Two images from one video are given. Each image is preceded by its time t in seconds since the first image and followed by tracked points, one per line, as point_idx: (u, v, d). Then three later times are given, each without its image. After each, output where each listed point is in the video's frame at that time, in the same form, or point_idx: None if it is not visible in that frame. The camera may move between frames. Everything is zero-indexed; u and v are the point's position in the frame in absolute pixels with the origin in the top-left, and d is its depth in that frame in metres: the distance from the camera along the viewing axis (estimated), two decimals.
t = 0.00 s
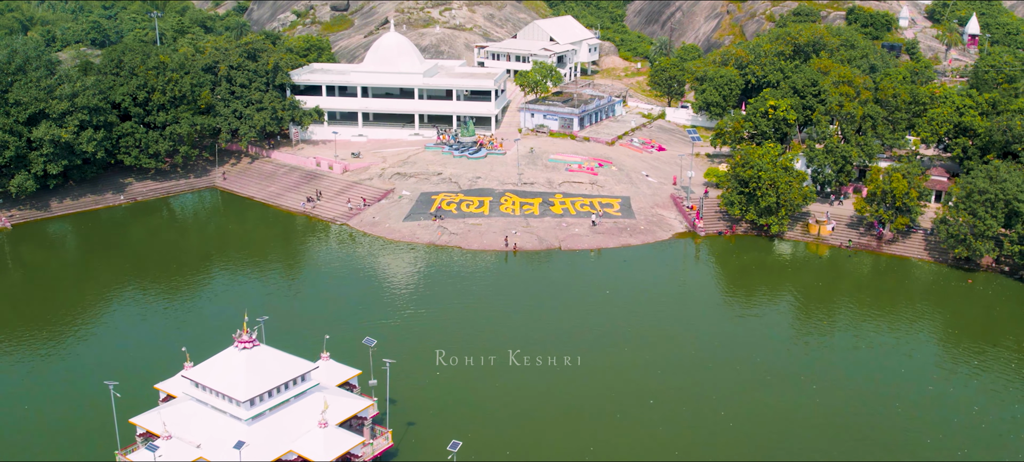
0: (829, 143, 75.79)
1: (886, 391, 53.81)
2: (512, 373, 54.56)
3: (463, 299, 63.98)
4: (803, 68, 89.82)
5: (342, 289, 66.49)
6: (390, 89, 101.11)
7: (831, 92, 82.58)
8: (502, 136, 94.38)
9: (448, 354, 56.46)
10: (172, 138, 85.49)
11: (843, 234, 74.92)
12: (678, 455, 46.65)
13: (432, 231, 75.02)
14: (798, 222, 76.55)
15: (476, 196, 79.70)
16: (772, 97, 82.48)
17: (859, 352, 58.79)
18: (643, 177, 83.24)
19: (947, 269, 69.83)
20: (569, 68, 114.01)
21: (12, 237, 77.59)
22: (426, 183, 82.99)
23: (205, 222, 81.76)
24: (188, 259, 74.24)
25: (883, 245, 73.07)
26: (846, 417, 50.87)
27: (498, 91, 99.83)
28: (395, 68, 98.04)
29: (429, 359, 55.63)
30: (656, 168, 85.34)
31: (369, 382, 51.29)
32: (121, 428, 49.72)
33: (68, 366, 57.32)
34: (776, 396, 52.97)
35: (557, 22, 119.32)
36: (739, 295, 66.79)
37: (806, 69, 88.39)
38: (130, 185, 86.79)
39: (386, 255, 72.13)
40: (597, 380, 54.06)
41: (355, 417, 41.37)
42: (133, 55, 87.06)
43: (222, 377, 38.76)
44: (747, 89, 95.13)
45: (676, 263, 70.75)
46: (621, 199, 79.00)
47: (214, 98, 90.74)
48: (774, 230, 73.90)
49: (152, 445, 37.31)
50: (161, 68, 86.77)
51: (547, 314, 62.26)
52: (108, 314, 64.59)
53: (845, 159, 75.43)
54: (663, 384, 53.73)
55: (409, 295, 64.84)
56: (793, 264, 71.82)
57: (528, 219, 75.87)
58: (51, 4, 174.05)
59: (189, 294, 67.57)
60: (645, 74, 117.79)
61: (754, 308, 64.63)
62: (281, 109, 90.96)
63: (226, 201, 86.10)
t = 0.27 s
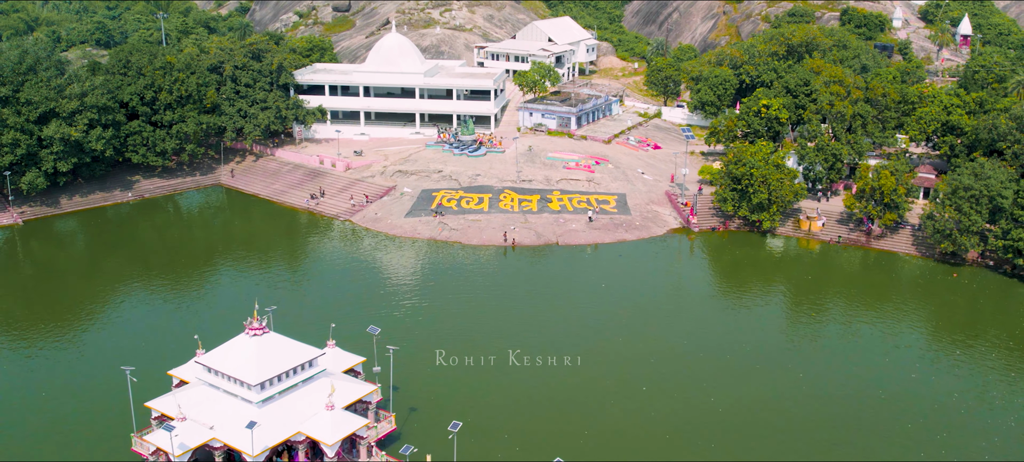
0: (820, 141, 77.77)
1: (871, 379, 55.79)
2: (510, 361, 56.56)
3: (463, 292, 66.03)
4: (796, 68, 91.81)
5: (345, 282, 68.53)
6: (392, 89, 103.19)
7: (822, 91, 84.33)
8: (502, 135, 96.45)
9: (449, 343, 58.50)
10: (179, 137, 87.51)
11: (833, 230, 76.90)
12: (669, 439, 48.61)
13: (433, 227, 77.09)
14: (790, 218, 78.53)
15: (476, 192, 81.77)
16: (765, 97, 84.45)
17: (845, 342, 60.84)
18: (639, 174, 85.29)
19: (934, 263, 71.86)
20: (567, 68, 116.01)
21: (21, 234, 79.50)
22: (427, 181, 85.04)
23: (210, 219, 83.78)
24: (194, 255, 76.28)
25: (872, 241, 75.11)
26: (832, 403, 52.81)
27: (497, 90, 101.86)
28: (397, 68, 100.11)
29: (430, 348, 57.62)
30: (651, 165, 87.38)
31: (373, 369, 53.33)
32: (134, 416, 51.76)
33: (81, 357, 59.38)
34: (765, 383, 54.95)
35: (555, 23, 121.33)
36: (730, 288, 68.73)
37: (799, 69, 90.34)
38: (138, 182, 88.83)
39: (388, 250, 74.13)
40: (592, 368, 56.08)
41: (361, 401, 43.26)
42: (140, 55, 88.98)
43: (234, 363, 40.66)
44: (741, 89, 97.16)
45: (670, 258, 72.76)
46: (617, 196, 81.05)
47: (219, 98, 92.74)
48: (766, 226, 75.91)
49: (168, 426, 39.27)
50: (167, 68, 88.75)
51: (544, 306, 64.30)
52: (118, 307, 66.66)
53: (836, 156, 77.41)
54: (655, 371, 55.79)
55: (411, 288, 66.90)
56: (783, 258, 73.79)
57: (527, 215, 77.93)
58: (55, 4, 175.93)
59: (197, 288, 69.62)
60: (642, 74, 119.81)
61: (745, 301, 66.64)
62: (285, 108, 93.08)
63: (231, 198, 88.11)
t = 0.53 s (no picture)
0: (811, 139, 79.72)
1: (857, 368, 57.74)
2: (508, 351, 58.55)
3: (463, 285, 68.06)
4: (789, 68, 93.80)
5: (349, 276, 70.53)
6: (393, 89, 105.24)
7: (814, 90, 85.99)
8: (501, 134, 98.54)
9: (449, 333, 60.50)
10: (185, 135, 89.56)
11: (824, 225, 78.93)
12: (661, 424, 50.54)
13: (434, 222, 79.18)
14: (781, 214, 80.55)
15: (475, 190, 83.84)
16: (758, 96, 86.41)
17: (832, 332, 62.88)
18: (635, 172, 87.36)
19: (921, 258, 73.85)
20: (565, 68, 118.01)
21: (30, 230, 81.39)
22: (428, 178, 87.12)
23: (216, 215, 85.79)
24: (200, 250, 78.25)
25: (861, 237, 77.13)
26: (818, 390, 54.79)
27: (497, 90, 103.90)
28: (398, 68, 102.20)
29: (431, 338, 59.58)
30: (647, 163, 89.47)
31: (377, 357, 55.33)
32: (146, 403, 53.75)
33: (93, 347, 61.35)
34: (754, 372, 56.86)
35: (554, 23, 123.37)
36: (722, 282, 70.70)
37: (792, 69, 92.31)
38: (145, 180, 90.86)
39: (390, 245, 76.13)
40: (587, 356, 58.08)
41: (365, 387, 45.18)
42: (147, 56, 90.91)
43: (244, 349, 42.59)
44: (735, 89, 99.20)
45: (665, 253, 74.73)
46: (614, 193, 83.11)
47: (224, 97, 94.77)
48: (758, 222, 77.91)
49: (182, 408, 41.24)
50: (174, 68, 90.79)
51: (541, 298, 66.31)
52: (128, 300, 68.69)
53: (826, 154, 79.39)
54: (648, 360, 57.83)
55: (412, 281, 68.94)
56: (775, 253, 75.77)
57: (525, 211, 79.99)
58: (59, 5, 177.91)
59: (204, 282, 71.60)
60: (639, 74, 121.82)
61: (737, 294, 68.64)
62: (288, 108, 95.35)
63: (237, 195, 90.15)
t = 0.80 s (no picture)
0: (803, 137, 81.72)
1: (843, 356, 59.75)
2: (506, 340, 60.60)
3: (463, 278, 70.11)
4: (782, 68, 95.83)
5: (352, 270, 72.55)
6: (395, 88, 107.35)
7: (806, 90, 87.70)
8: (500, 132, 100.67)
9: (449, 323, 62.55)
10: (191, 134, 91.60)
11: (815, 222, 80.97)
12: (652, 409, 52.59)
13: (434, 219, 81.27)
14: (773, 211, 82.59)
15: (475, 187, 85.96)
16: (751, 95, 88.41)
17: (821, 324, 64.92)
18: (631, 170, 89.47)
19: (909, 254, 75.85)
20: (564, 68, 120.08)
21: (39, 227, 83.21)
22: (429, 176, 89.23)
23: (221, 212, 87.79)
24: (206, 246, 80.22)
25: (851, 232, 79.16)
26: (805, 378, 56.81)
27: (496, 90, 106.01)
28: (399, 68, 104.31)
29: (431, 329, 61.60)
30: (643, 162, 91.59)
31: (380, 346, 57.43)
32: (158, 392, 55.81)
33: (105, 340, 63.38)
34: (744, 361, 58.90)
35: (552, 24, 125.46)
36: (715, 276, 72.66)
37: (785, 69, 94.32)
38: (152, 178, 92.85)
39: (392, 241, 78.15)
40: (583, 346, 60.11)
41: (370, 373, 47.24)
42: (154, 56, 92.75)
43: (254, 337, 44.59)
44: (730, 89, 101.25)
45: (659, 248, 76.75)
46: (610, 190, 85.22)
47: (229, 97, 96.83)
48: (750, 218, 79.95)
49: (195, 393, 43.24)
50: (180, 68, 92.83)
51: (538, 291, 68.37)
52: (136, 294, 70.66)
53: (818, 152, 81.38)
54: (641, 349, 59.87)
55: (414, 275, 70.98)
56: (767, 249, 77.77)
57: (523, 208, 82.10)
58: (63, 6, 179.74)
59: (211, 276, 73.58)
60: (636, 73, 123.89)
61: (729, 288, 70.63)
62: (292, 107, 97.57)
63: (241, 193, 92.16)
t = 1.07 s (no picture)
0: (794, 136, 83.70)
1: (831, 345, 61.69)
2: (505, 331, 62.57)
3: (463, 272, 72.10)
4: (775, 68, 97.88)
5: (355, 265, 74.56)
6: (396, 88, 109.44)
7: (799, 89, 89.61)
8: (499, 131, 102.74)
9: (449, 315, 64.52)
10: (197, 132, 93.61)
11: (806, 218, 83.01)
12: (645, 397, 54.50)
13: (435, 215, 83.31)
14: (766, 208, 84.62)
15: (475, 184, 88.01)
16: (745, 95, 90.37)
17: (810, 315, 66.89)
18: (627, 168, 91.52)
19: (898, 249, 77.80)
20: (562, 68, 122.12)
21: (47, 224, 85.06)
22: (429, 174, 91.26)
23: (225, 209, 89.75)
24: (211, 242, 82.17)
25: (842, 229, 81.16)
26: (793, 366, 58.75)
27: (495, 90, 108.08)
28: (400, 68, 106.37)
29: (432, 320, 63.60)
30: (639, 160, 93.66)
31: (383, 336, 59.42)
32: (168, 382, 57.84)
33: (116, 332, 65.37)
34: (734, 351, 60.79)
35: (551, 25, 127.54)
36: (708, 270, 74.67)
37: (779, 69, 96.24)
38: (158, 175, 94.83)
39: (393, 237, 80.16)
40: (578, 337, 62.06)
41: (373, 361, 49.25)
42: (160, 56, 94.71)
43: (263, 325, 46.52)
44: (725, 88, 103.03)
45: (654, 244, 78.75)
46: (606, 187, 87.25)
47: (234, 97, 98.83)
48: (743, 214, 81.94)
49: (208, 378, 45.02)
50: (186, 68, 94.84)
51: (536, 284, 70.38)
52: (144, 289, 72.60)
53: (809, 151, 83.36)
54: (635, 340, 61.84)
55: (415, 269, 72.98)
56: (759, 244, 79.77)
57: (522, 205, 84.13)
58: (67, 7, 181.64)
59: (216, 271, 75.54)
60: (633, 73, 125.92)
61: (721, 281, 72.61)
62: (296, 106, 99.57)
63: (246, 191, 94.13)
